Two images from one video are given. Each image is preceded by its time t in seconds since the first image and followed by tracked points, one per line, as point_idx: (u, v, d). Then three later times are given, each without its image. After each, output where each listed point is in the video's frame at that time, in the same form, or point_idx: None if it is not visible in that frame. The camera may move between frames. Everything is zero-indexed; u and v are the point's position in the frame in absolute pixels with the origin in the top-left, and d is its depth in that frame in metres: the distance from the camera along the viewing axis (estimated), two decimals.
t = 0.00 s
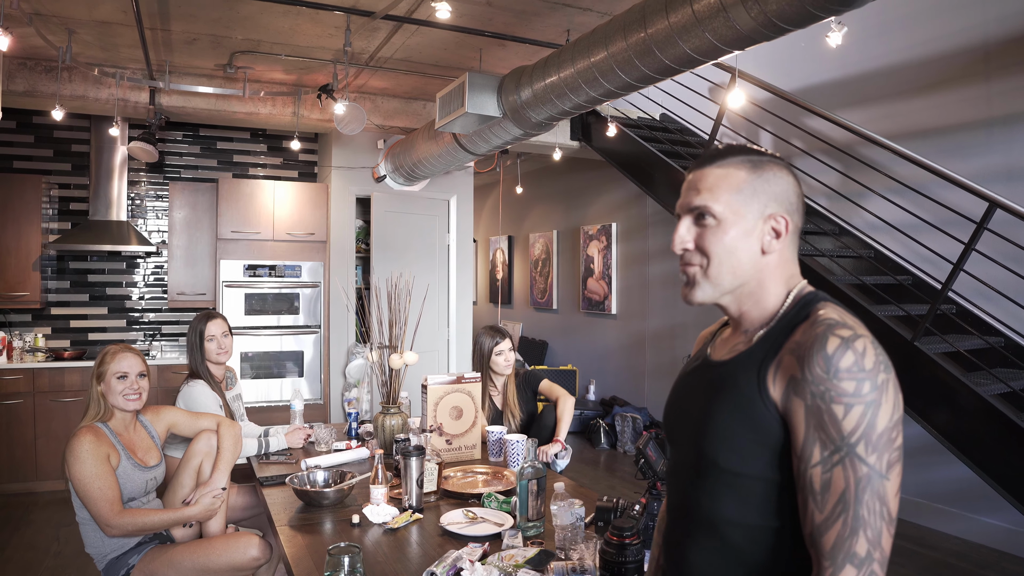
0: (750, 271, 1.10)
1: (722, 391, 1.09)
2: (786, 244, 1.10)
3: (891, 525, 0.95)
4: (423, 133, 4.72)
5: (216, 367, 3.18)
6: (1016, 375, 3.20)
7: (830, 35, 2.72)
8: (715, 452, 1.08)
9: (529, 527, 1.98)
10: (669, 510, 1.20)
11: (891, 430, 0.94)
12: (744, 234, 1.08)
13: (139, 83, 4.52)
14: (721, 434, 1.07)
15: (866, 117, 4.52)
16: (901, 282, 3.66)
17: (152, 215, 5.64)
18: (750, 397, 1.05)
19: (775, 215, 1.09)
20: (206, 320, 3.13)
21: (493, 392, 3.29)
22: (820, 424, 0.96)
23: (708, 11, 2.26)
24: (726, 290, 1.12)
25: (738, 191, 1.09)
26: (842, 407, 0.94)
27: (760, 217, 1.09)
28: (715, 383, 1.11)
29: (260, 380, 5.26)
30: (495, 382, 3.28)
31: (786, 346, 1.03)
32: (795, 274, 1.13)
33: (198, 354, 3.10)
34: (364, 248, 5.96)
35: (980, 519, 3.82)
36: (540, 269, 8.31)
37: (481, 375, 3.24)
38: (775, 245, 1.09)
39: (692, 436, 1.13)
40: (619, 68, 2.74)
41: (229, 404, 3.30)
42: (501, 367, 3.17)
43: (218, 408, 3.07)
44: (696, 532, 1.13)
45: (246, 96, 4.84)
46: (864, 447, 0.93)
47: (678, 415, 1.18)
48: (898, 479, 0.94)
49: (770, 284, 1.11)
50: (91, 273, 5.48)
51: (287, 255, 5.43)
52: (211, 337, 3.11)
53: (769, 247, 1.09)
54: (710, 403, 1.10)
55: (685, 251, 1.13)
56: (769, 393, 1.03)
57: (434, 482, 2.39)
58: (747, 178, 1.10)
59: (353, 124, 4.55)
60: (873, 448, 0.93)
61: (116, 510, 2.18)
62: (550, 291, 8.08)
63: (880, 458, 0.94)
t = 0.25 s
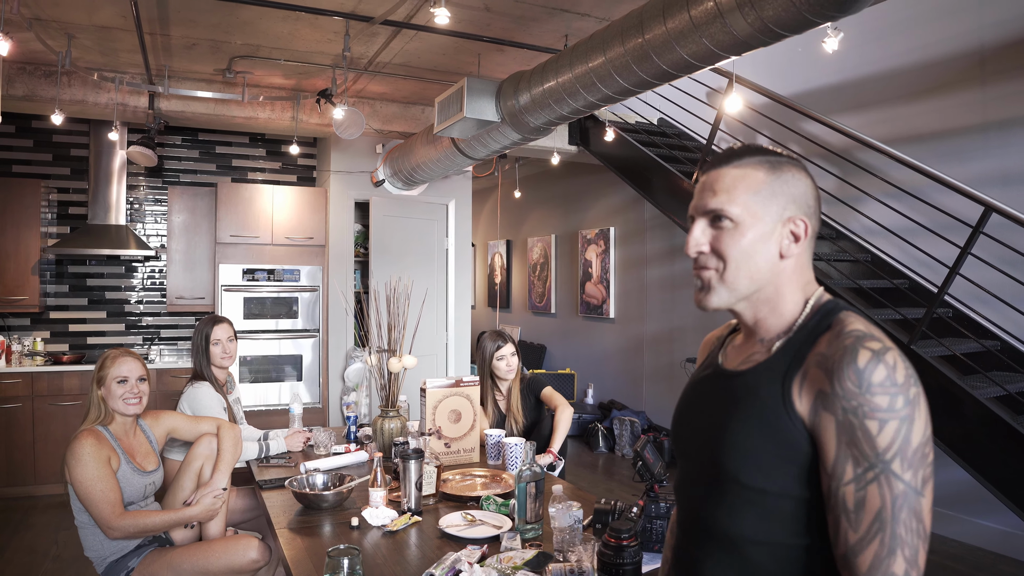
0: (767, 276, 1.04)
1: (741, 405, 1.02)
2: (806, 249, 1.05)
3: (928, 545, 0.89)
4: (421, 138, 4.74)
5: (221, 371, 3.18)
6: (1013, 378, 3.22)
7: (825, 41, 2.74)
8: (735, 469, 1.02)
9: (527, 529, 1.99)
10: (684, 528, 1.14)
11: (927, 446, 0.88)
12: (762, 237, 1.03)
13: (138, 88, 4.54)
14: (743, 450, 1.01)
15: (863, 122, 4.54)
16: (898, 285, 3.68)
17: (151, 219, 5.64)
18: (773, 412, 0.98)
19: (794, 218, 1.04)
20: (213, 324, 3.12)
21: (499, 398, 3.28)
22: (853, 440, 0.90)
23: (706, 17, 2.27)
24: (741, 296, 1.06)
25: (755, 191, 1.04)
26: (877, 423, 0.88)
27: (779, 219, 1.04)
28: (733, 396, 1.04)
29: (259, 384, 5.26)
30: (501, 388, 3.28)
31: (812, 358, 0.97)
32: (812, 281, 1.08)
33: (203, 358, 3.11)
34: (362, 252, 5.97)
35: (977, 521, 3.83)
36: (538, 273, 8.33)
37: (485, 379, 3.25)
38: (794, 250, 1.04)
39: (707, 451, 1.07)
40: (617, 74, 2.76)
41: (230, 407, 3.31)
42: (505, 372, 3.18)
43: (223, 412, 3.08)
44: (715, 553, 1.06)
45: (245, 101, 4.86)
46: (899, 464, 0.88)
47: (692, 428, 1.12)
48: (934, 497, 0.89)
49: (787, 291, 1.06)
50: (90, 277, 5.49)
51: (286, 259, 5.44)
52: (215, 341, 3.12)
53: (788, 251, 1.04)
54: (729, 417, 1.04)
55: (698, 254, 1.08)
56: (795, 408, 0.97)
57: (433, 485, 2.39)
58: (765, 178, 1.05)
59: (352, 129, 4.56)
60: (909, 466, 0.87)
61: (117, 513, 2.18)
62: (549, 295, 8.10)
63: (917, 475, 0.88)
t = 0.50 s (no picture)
0: (771, 274, 1.03)
1: (752, 410, 1.01)
2: (810, 248, 1.02)
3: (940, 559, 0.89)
4: (419, 140, 4.75)
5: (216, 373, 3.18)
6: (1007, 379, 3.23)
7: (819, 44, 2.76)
8: (746, 475, 1.00)
9: (523, 529, 2.00)
10: (689, 531, 1.13)
11: (942, 458, 0.88)
12: (764, 236, 1.02)
13: (136, 90, 4.55)
14: (755, 456, 0.99)
15: (858, 124, 4.56)
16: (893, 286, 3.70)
17: (148, 221, 5.65)
18: (787, 418, 0.97)
19: (800, 216, 1.02)
20: (209, 326, 3.16)
21: (504, 399, 3.27)
22: (868, 450, 0.89)
23: (700, 20, 2.29)
24: (747, 295, 1.05)
25: (759, 189, 1.04)
26: (893, 433, 0.87)
27: (782, 217, 1.02)
28: (743, 400, 1.03)
29: (257, 386, 5.27)
30: (506, 388, 3.27)
31: (827, 365, 0.95)
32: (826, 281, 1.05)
33: (198, 360, 3.12)
34: (359, 254, 5.97)
35: (972, 522, 3.85)
36: (536, 274, 8.34)
37: (489, 379, 3.24)
38: (799, 247, 1.02)
39: (716, 455, 1.05)
40: (613, 76, 2.78)
41: (227, 409, 3.32)
42: (508, 372, 3.17)
43: (217, 413, 3.08)
44: (721, 558, 1.05)
45: (242, 102, 4.87)
46: (914, 476, 0.87)
47: (700, 431, 1.10)
48: (946, 509, 0.88)
49: (794, 291, 1.03)
50: (87, 279, 5.49)
51: (284, 261, 5.45)
52: (211, 343, 3.14)
53: (791, 249, 1.02)
54: (740, 422, 1.02)
55: (702, 251, 1.09)
56: (810, 415, 0.95)
57: (429, 485, 2.40)
58: (771, 176, 1.04)
59: (350, 131, 4.57)
60: (924, 477, 0.87)
61: (116, 512, 2.18)
62: (546, 297, 8.11)
63: (933, 487, 0.87)
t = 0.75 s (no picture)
0: (743, 287, 0.99)
1: (751, 409, 0.95)
2: (773, 256, 0.96)
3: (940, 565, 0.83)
4: (423, 143, 4.77)
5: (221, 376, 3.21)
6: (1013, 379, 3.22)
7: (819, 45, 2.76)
8: (742, 474, 0.95)
9: (526, 530, 2.01)
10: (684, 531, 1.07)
11: (943, 463, 0.82)
12: (722, 250, 1.00)
13: (143, 95, 4.60)
14: (751, 458, 0.94)
15: (862, 124, 4.56)
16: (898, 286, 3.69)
17: (157, 225, 5.69)
18: (785, 418, 0.91)
19: (754, 226, 0.96)
20: (214, 330, 3.19)
21: (509, 400, 3.25)
22: (865, 454, 0.83)
23: (699, 22, 2.30)
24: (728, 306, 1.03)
25: (715, 207, 1.01)
26: (891, 438, 0.82)
27: (738, 228, 0.98)
28: (742, 396, 0.97)
29: (266, 389, 5.31)
30: (511, 390, 3.25)
31: (825, 365, 0.89)
32: (819, 284, 0.97)
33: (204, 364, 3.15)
34: (365, 257, 6.00)
35: (980, 524, 3.83)
36: (542, 276, 8.35)
37: (495, 380, 3.23)
38: (760, 258, 0.96)
39: (713, 455, 1.00)
40: (613, 79, 2.79)
41: (233, 412, 3.34)
42: (510, 368, 3.16)
43: (223, 416, 3.11)
44: (715, 561, 0.99)
45: (248, 107, 4.91)
46: (913, 481, 0.81)
47: (698, 430, 1.05)
48: (947, 516, 0.83)
49: (770, 300, 0.98)
50: (97, 283, 5.54)
51: (290, 264, 5.48)
52: (217, 347, 3.16)
53: (753, 261, 0.97)
54: (737, 422, 0.97)
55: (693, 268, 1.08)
56: (807, 417, 0.90)
57: (434, 487, 2.42)
58: (726, 188, 1.00)
59: (355, 135, 4.60)
60: (923, 483, 0.81)
61: (125, 513, 2.21)
62: (553, 299, 8.12)
63: (932, 492, 0.82)
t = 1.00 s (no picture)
0: (718, 290, 0.97)
1: (730, 406, 0.93)
2: (747, 259, 0.95)
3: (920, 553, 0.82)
4: (434, 150, 4.80)
5: (236, 384, 3.24)
6: None
7: (825, 40, 2.73)
8: (722, 469, 0.93)
9: (535, 533, 2.01)
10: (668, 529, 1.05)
11: (919, 454, 0.81)
12: (697, 257, 0.99)
13: (157, 110, 4.67)
14: (733, 455, 0.92)
15: (875, 118, 4.50)
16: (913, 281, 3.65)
17: (174, 237, 5.79)
18: (764, 415, 0.90)
19: (726, 231, 0.95)
20: (227, 339, 3.22)
21: (521, 403, 3.25)
22: (842, 448, 0.82)
23: (701, 21, 2.29)
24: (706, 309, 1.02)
25: (689, 214, 0.99)
26: (867, 430, 0.81)
27: (711, 234, 0.97)
28: (721, 392, 0.96)
29: (284, 396, 5.36)
30: (523, 393, 3.25)
31: (801, 360, 0.88)
32: (795, 283, 0.96)
33: (217, 373, 3.19)
34: (380, 263, 6.03)
35: (1001, 519, 3.90)
36: (557, 279, 8.35)
37: (507, 384, 3.23)
38: (733, 261, 0.95)
39: (695, 452, 0.98)
40: (618, 80, 2.79)
41: (248, 419, 3.38)
42: (518, 369, 3.16)
43: (238, 423, 3.15)
44: (699, 558, 0.97)
45: (260, 118, 4.97)
46: (890, 472, 0.80)
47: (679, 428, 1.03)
48: (924, 504, 0.82)
49: (747, 303, 0.96)
50: (117, 295, 5.64)
51: (305, 272, 5.53)
52: (229, 355, 3.20)
53: (727, 265, 0.95)
54: (718, 420, 0.94)
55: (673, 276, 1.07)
56: (787, 414, 0.88)
57: (445, 491, 2.42)
58: (697, 194, 0.99)
59: (365, 143, 4.64)
60: (899, 473, 0.81)
61: (141, 520, 2.24)
62: (569, 301, 8.12)
63: (910, 482, 0.81)
